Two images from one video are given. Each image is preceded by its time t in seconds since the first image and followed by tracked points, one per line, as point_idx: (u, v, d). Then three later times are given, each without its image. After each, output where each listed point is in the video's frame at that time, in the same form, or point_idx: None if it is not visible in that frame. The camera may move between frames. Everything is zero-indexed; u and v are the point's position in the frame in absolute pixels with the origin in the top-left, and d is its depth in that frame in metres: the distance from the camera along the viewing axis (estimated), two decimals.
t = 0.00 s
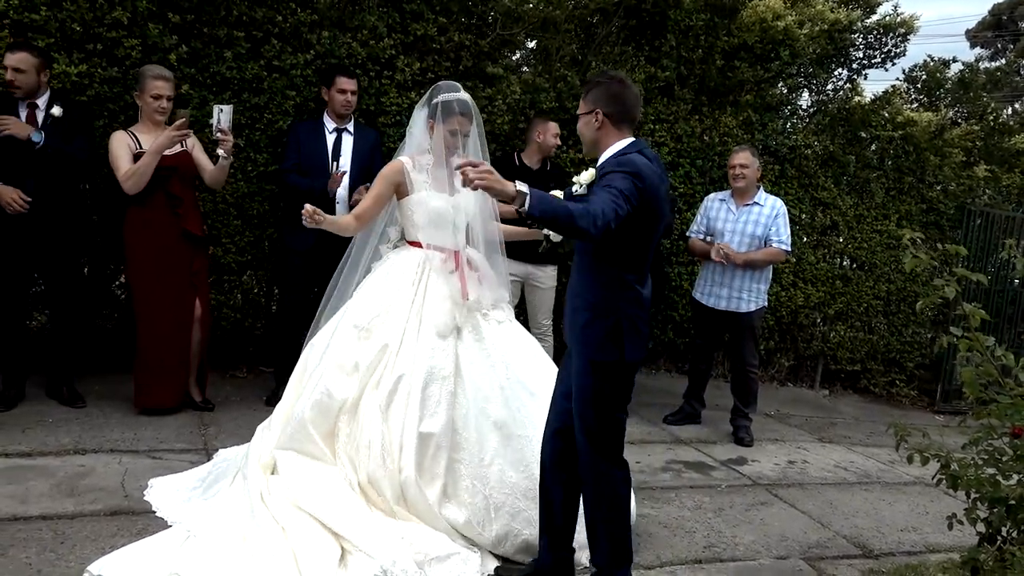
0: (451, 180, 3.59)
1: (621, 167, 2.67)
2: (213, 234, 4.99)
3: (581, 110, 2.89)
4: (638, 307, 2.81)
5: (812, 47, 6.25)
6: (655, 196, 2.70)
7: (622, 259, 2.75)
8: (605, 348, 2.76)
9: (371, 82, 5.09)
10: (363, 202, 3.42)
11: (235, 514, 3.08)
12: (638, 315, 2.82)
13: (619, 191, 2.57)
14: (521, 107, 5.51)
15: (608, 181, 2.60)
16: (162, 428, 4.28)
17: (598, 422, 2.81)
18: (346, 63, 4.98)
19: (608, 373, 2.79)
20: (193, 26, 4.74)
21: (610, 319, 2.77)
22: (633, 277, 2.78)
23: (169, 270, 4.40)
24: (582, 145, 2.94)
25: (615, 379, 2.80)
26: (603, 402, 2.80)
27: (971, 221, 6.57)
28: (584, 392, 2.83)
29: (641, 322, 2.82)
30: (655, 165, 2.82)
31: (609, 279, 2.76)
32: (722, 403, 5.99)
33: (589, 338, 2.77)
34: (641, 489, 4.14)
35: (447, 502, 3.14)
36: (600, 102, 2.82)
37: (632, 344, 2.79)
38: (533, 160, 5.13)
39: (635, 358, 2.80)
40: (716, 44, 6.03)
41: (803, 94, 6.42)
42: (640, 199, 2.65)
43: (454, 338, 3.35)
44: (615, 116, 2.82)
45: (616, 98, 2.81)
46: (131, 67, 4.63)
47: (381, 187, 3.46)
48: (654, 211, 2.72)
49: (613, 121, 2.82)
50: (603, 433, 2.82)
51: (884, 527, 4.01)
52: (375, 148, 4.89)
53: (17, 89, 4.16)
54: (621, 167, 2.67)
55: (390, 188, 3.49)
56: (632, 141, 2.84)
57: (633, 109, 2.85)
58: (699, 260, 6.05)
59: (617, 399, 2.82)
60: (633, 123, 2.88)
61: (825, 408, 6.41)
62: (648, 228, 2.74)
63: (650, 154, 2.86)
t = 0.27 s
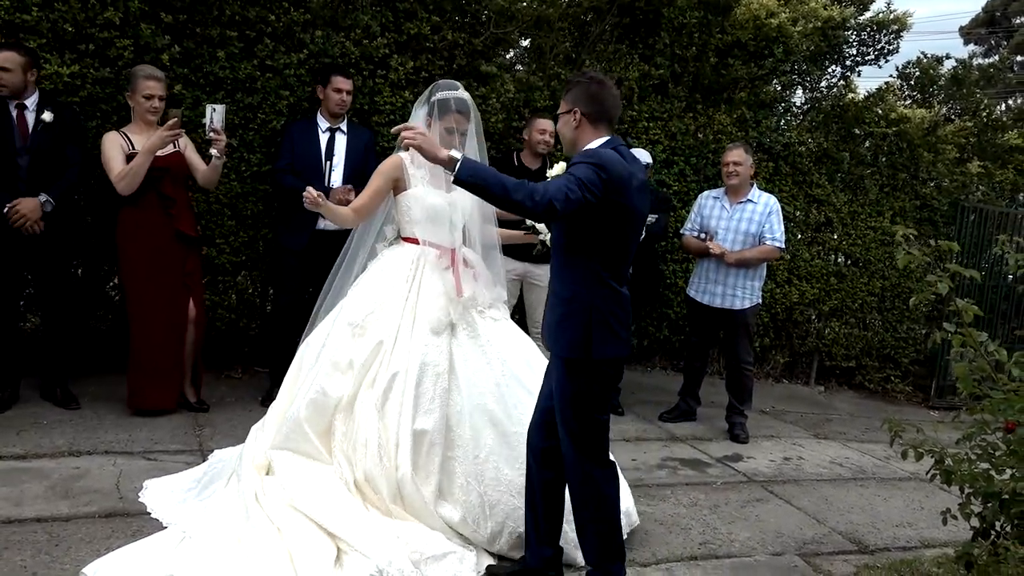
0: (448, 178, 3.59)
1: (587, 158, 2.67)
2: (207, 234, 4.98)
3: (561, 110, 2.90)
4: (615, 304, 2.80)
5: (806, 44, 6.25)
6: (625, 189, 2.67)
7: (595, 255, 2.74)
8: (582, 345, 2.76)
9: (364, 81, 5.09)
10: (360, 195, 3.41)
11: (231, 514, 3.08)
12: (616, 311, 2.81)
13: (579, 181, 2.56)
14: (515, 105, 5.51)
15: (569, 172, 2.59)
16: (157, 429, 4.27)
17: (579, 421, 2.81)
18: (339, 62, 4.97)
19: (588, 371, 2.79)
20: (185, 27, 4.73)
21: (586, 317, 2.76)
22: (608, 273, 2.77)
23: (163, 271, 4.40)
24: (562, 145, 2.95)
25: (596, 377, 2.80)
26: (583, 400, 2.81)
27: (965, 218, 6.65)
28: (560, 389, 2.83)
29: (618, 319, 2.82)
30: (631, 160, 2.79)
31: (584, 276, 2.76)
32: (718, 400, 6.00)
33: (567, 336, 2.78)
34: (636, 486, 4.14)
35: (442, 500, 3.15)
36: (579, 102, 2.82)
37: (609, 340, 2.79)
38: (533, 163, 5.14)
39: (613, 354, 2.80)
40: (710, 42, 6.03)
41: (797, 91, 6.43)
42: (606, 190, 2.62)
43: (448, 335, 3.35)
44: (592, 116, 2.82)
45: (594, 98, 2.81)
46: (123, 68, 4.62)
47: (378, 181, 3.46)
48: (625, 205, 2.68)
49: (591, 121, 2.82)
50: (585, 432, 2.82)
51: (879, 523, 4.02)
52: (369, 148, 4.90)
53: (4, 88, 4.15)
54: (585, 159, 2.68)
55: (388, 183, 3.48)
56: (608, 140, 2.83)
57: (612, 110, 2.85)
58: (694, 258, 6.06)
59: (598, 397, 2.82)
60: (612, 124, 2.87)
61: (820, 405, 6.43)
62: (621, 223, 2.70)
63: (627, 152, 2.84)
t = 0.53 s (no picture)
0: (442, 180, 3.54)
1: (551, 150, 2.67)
2: (202, 235, 4.97)
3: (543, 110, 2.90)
4: (582, 300, 2.80)
5: (799, 40, 6.25)
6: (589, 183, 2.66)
7: (560, 248, 2.74)
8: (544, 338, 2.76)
9: (358, 80, 5.09)
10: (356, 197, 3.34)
11: (227, 515, 3.10)
12: (583, 306, 2.80)
13: (534, 172, 2.58)
14: (509, 104, 5.51)
15: (530, 162, 2.61)
16: (153, 430, 4.27)
17: (539, 414, 2.82)
18: (333, 61, 4.97)
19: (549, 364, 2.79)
20: (178, 27, 4.72)
21: (548, 308, 2.77)
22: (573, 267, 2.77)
23: (157, 271, 4.39)
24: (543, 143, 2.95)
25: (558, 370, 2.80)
26: (545, 393, 2.82)
27: (959, 213, 6.68)
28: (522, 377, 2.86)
29: (585, 315, 2.81)
30: (604, 157, 2.77)
31: (550, 268, 2.77)
32: (713, 397, 6.01)
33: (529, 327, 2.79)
34: (633, 483, 4.15)
35: (436, 504, 3.16)
36: (560, 103, 2.83)
37: (572, 335, 2.78)
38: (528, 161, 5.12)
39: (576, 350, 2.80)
40: (703, 39, 6.03)
41: (790, 88, 6.44)
42: (567, 184, 2.62)
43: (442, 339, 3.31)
44: (573, 115, 2.82)
45: (574, 99, 2.82)
46: (116, 69, 4.61)
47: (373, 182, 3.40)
48: (589, 200, 2.67)
49: (571, 122, 2.82)
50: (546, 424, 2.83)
51: (874, 518, 4.04)
52: (363, 146, 4.88)
53: None
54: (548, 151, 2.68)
55: (382, 184, 3.42)
56: (587, 139, 2.83)
57: (591, 111, 2.86)
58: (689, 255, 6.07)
59: (560, 390, 2.83)
60: (591, 124, 2.87)
61: (816, 400, 6.44)
62: (586, 219, 2.69)
63: (603, 151, 2.83)
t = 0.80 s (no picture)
0: (433, 174, 3.44)
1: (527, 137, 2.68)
2: (199, 234, 4.97)
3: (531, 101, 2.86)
4: (554, 290, 2.74)
5: (794, 35, 6.26)
6: (560, 170, 2.64)
7: (532, 232, 2.71)
8: (508, 321, 2.71)
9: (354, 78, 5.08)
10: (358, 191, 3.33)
11: (226, 516, 3.09)
12: (556, 298, 2.74)
13: (502, 152, 2.59)
14: (505, 100, 5.51)
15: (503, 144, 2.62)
16: (152, 429, 4.26)
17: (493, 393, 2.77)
18: (328, 59, 4.97)
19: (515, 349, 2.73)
20: (173, 25, 4.71)
21: (515, 293, 2.72)
22: (545, 254, 2.73)
23: (156, 271, 4.38)
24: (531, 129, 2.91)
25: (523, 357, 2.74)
26: (510, 380, 2.76)
27: (955, 208, 6.65)
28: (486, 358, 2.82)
29: (556, 305, 2.74)
30: (586, 150, 2.72)
31: (519, 253, 2.75)
32: (712, 393, 6.02)
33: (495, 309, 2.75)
34: (632, 479, 4.16)
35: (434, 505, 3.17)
36: (548, 93, 2.78)
37: (536, 324, 2.71)
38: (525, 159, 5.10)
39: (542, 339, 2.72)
40: (699, 35, 6.03)
41: (786, 83, 6.44)
42: (535, 169, 2.61)
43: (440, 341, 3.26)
44: (563, 105, 2.78)
45: (562, 89, 2.77)
46: (111, 68, 4.60)
47: (369, 180, 3.36)
48: (559, 187, 2.64)
49: (561, 112, 2.79)
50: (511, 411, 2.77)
51: (873, 512, 4.05)
52: (361, 144, 4.88)
53: None
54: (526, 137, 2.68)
55: (378, 181, 3.38)
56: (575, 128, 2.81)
57: (580, 100, 2.81)
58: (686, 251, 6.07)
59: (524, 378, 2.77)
60: (578, 115, 2.82)
61: (814, 395, 6.45)
62: (556, 205, 2.66)
63: (590, 144, 2.77)
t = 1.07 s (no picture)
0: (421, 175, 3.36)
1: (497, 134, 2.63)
2: (197, 234, 4.96)
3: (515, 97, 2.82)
4: (523, 290, 2.68)
5: (791, 32, 6.27)
6: (525, 169, 2.57)
7: (500, 230, 2.66)
8: (474, 319, 2.68)
9: (351, 76, 5.08)
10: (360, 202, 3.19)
11: (226, 515, 3.10)
12: (522, 298, 2.68)
13: (465, 149, 2.55)
14: (503, 98, 5.51)
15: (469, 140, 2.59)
16: (152, 428, 4.27)
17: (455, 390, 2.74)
18: (325, 58, 4.97)
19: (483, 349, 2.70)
20: (170, 24, 4.70)
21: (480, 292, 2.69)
22: (514, 253, 2.67)
23: (156, 271, 4.38)
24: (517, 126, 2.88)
25: (489, 357, 2.70)
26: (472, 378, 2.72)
27: (952, 203, 6.72)
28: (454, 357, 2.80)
29: (523, 306, 2.68)
30: (561, 148, 2.64)
31: (487, 251, 2.70)
32: (710, 389, 6.03)
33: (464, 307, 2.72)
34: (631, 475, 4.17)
35: (430, 507, 3.19)
36: (531, 90, 2.73)
37: (499, 324, 2.67)
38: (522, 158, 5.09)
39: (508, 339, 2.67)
40: (696, 31, 6.02)
41: (783, 79, 6.44)
42: (499, 166, 2.56)
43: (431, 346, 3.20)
44: (546, 104, 2.73)
45: (545, 86, 2.72)
46: (108, 67, 4.59)
47: (364, 183, 3.18)
48: (524, 186, 2.58)
49: (544, 111, 2.74)
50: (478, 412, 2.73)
51: (872, 507, 4.06)
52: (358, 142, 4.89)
53: None
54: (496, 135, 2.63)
55: (371, 183, 3.21)
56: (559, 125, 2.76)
57: (566, 97, 2.77)
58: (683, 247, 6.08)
59: (490, 378, 2.72)
60: (562, 113, 2.77)
61: (812, 391, 6.47)
62: (521, 204, 2.60)
63: (568, 143, 2.68)
